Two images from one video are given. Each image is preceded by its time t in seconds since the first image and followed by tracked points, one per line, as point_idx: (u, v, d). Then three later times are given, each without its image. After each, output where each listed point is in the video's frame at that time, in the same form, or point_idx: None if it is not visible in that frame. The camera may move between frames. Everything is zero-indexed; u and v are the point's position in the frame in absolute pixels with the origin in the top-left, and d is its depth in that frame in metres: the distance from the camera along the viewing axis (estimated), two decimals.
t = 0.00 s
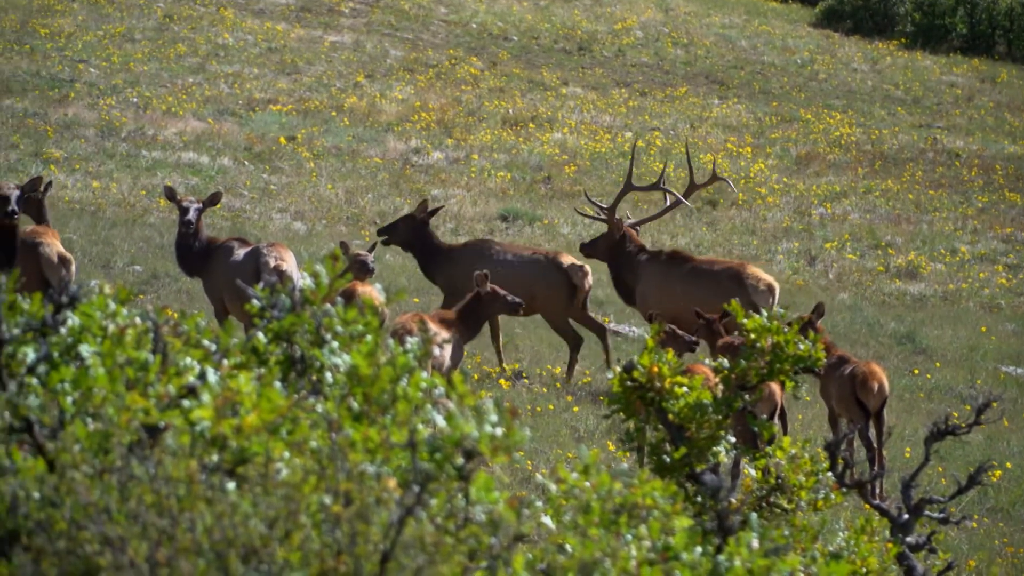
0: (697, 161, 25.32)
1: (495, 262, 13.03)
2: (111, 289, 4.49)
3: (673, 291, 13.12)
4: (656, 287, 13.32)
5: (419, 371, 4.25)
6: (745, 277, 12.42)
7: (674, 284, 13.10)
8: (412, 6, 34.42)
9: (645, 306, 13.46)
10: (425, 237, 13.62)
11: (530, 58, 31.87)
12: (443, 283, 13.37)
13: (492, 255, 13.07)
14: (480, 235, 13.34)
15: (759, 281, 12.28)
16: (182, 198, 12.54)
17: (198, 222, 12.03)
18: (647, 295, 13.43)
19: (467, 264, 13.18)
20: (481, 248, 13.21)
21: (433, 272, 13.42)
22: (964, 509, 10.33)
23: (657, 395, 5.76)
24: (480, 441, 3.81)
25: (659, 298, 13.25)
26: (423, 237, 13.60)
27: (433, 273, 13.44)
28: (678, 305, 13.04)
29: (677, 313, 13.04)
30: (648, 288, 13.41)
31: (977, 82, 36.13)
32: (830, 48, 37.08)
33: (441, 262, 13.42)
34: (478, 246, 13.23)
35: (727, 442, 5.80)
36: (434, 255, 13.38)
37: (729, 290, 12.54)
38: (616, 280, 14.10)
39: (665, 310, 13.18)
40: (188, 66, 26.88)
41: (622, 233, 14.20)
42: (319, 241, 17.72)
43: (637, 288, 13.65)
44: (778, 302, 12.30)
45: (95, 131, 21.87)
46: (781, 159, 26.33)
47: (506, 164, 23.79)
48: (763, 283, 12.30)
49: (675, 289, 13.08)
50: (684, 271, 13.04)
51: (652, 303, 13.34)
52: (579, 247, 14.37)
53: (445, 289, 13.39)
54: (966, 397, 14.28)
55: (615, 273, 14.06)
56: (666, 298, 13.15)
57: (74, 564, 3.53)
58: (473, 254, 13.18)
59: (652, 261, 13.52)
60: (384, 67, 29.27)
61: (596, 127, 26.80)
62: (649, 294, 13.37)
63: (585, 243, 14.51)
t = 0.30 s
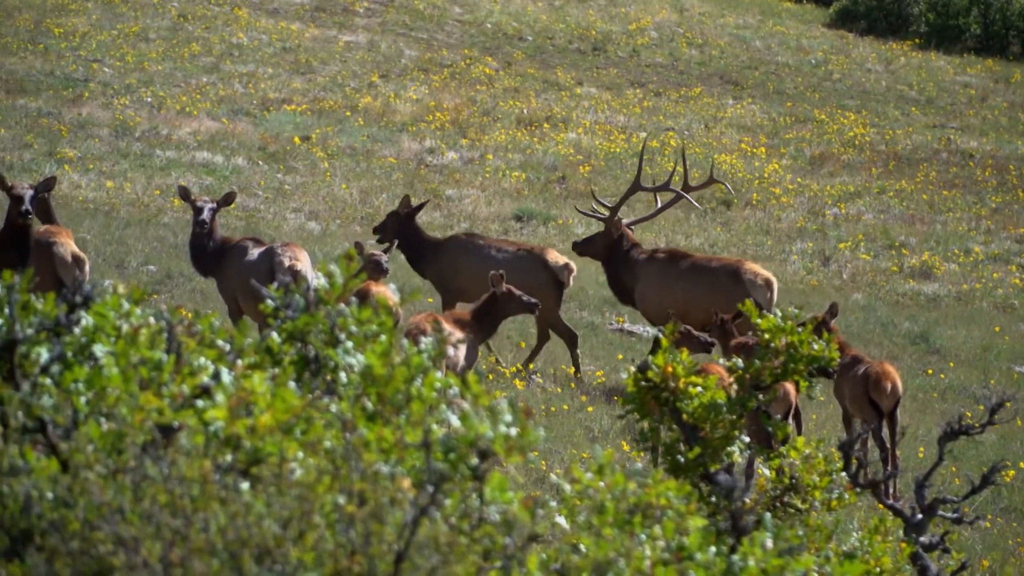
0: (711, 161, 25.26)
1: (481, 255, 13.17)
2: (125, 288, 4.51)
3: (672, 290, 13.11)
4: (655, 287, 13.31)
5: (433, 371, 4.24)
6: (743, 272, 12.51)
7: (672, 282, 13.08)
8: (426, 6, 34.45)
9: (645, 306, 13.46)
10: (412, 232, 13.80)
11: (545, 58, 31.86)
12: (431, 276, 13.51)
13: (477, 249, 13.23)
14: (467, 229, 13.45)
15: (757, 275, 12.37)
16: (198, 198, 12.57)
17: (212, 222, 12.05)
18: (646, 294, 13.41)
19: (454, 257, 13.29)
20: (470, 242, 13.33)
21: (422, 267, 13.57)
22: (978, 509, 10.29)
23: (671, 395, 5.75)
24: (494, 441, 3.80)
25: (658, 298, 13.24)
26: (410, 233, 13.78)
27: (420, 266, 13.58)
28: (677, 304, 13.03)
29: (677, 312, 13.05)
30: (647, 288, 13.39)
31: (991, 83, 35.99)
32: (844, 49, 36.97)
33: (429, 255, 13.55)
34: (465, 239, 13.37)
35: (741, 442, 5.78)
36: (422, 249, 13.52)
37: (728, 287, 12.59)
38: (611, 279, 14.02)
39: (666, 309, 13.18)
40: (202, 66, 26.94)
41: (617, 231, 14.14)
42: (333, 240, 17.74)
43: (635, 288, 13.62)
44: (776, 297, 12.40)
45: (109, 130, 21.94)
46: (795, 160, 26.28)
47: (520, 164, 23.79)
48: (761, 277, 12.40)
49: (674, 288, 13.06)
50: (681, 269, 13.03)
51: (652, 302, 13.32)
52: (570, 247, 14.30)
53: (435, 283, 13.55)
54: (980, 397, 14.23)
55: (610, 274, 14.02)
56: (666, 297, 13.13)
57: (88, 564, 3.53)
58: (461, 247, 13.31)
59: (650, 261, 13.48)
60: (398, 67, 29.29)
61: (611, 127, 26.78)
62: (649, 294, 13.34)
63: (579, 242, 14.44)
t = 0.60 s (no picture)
0: (716, 164, 25.24)
1: (457, 255, 13.15)
2: (129, 291, 4.51)
3: (661, 290, 13.09)
4: (645, 288, 13.31)
5: (438, 374, 4.23)
6: (727, 272, 12.40)
7: (661, 283, 13.07)
8: (430, 8, 34.48)
9: (636, 307, 13.46)
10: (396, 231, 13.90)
11: (549, 61, 31.87)
12: (413, 276, 13.56)
13: (454, 249, 13.21)
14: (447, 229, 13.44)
15: (741, 275, 12.26)
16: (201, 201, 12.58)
17: (217, 224, 12.06)
18: (637, 296, 13.41)
19: (432, 257, 13.31)
20: (447, 242, 13.31)
21: (404, 267, 13.63)
22: (982, 512, 10.27)
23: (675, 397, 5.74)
24: (499, 444, 3.79)
25: (649, 298, 13.24)
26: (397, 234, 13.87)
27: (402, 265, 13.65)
28: (667, 304, 13.01)
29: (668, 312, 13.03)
30: (638, 289, 13.39)
31: (995, 85, 35.96)
32: (848, 51, 36.96)
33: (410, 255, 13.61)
34: (444, 239, 13.36)
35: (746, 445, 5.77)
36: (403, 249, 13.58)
37: (714, 286, 12.50)
38: (598, 281, 14.04)
39: (656, 309, 13.21)
40: (206, 69, 26.97)
41: (600, 235, 14.22)
42: (338, 243, 17.75)
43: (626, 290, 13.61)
44: (761, 296, 12.30)
45: (113, 133, 21.97)
46: (799, 162, 26.25)
47: (525, 167, 23.80)
48: (744, 277, 12.29)
49: (661, 289, 13.06)
50: (669, 269, 13.01)
51: (643, 304, 13.33)
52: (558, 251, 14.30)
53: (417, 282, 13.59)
54: (985, 400, 14.20)
55: (600, 276, 14.00)
56: (655, 298, 13.13)
57: (92, 567, 3.52)
58: (440, 247, 13.32)
59: (640, 262, 13.46)
60: (403, 70, 29.29)
61: (615, 130, 26.79)
62: (641, 295, 13.34)
63: (562, 244, 14.53)
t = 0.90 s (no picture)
0: (719, 167, 25.23)
1: (435, 255, 13.13)
2: (131, 294, 4.49)
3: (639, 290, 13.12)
4: (623, 287, 13.32)
5: (440, 376, 4.23)
6: (707, 276, 12.42)
7: (639, 282, 13.09)
8: (432, 11, 34.53)
9: (611, 306, 13.47)
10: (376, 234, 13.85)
11: (552, 63, 31.89)
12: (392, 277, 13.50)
13: (432, 250, 13.19)
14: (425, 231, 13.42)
15: (719, 279, 12.30)
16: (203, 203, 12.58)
17: (219, 227, 12.07)
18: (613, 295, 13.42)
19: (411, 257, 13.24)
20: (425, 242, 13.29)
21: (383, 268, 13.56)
22: (984, 515, 10.26)
23: (677, 400, 5.74)
24: (501, 446, 3.79)
25: (626, 297, 13.25)
26: (377, 235, 13.83)
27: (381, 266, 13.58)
28: (645, 304, 13.03)
29: (645, 311, 13.05)
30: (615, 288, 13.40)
31: (997, 88, 35.94)
32: (850, 54, 36.96)
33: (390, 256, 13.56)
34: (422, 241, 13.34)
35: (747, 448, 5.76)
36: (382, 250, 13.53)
37: (693, 289, 12.53)
38: (581, 278, 14.09)
39: (633, 309, 13.20)
40: (208, 71, 26.98)
41: (582, 232, 14.22)
42: (340, 246, 17.75)
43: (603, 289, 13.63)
44: (739, 301, 12.31)
45: (115, 135, 21.98)
46: (801, 165, 26.25)
47: (527, 170, 23.80)
48: (724, 281, 12.32)
49: (642, 289, 13.07)
50: (649, 268, 13.07)
51: (619, 303, 13.35)
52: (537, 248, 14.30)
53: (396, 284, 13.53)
54: (986, 402, 14.19)
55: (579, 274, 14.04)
56: (633, 298, 13.16)
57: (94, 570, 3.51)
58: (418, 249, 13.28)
59: (620, 262, 13.49)
60: (405, 72, 29.30)
61: (618, 133, 26.80)
62: (618, 294, 13.35)
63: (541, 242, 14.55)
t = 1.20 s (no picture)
0: (722, 170, 25.21)
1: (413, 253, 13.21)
2: (134, 296, 4.49)
3: (625, 289, 13.14)
4: (607, 286, 13.34)
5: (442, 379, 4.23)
6: (694, 273, 12.49)
7: (624, 281, 13.13)
8: (435, 14, 34.56)
9: (595, 305, 13.49)
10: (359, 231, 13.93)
11: (555, 66, 31.90)
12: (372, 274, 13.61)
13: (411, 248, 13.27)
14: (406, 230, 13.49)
15: (707, 276, 12.37)
16: (207, 206, 12.59)
17: (222, 230, 12.08)
18: (597, 293, 13.44)
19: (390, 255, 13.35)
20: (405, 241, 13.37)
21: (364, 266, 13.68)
22: (987, 518, 10.25)
23: (680, 403, 5.75)
24: (504, 449, 3.78)
25: (611, 296, 13.27)
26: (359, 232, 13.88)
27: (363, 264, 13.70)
28: (631, 302, 13.07)
29: (630, 310, 13.08)
30: (599, 287, 13.42)
31: (1000, 91, 35.91)
32: (853, 57, 36.95)
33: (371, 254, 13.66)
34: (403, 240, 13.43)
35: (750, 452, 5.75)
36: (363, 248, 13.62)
37: (679, 288, 12.60)
38: (562, 277, 14.08)
39: (620, 309, 13.18)
40: (211, 74, 26.99)
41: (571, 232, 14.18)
42: (343, 248, 17.76)
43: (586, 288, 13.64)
44: (726, 299, 12.41)
45: (118, 138, 21.99)
46: (804, 168, 26.24)
47: (530, 173, 23.81)
48: (711, 278, 12.39)
49: (629, 289, 13.08)
50: (634, 268, 13.10)
51: (603, 302, 13.36)
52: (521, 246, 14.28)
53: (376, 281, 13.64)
54: (989, 405, 14.18)
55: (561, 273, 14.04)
56: (619, 297, 13.17)
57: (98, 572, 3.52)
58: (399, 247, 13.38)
59: (604, 261, 13.51)
60: (408, 75, 29.31)
61: (621, 136, 26.81)
62: (602, 293, 13.37)
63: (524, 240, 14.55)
